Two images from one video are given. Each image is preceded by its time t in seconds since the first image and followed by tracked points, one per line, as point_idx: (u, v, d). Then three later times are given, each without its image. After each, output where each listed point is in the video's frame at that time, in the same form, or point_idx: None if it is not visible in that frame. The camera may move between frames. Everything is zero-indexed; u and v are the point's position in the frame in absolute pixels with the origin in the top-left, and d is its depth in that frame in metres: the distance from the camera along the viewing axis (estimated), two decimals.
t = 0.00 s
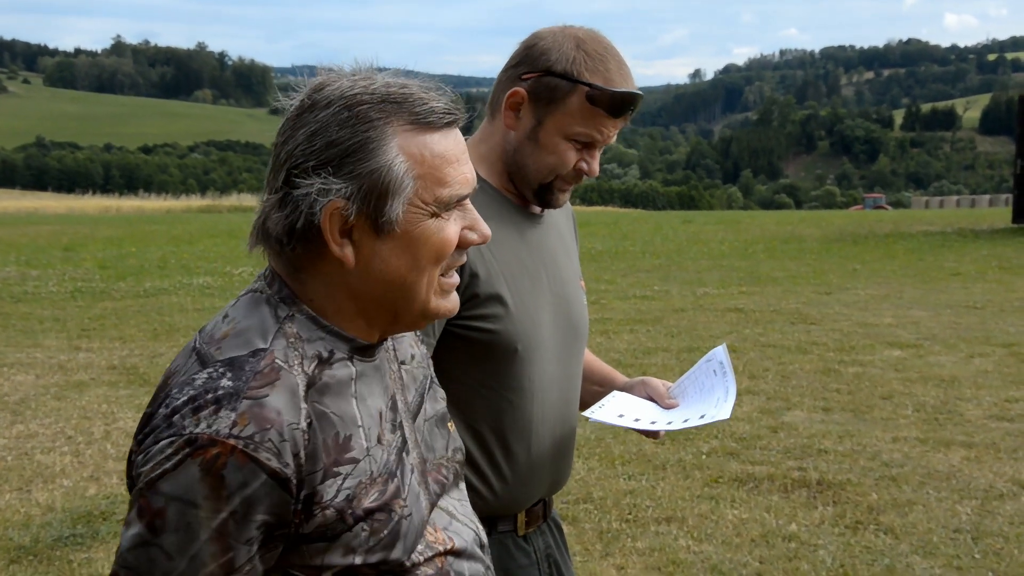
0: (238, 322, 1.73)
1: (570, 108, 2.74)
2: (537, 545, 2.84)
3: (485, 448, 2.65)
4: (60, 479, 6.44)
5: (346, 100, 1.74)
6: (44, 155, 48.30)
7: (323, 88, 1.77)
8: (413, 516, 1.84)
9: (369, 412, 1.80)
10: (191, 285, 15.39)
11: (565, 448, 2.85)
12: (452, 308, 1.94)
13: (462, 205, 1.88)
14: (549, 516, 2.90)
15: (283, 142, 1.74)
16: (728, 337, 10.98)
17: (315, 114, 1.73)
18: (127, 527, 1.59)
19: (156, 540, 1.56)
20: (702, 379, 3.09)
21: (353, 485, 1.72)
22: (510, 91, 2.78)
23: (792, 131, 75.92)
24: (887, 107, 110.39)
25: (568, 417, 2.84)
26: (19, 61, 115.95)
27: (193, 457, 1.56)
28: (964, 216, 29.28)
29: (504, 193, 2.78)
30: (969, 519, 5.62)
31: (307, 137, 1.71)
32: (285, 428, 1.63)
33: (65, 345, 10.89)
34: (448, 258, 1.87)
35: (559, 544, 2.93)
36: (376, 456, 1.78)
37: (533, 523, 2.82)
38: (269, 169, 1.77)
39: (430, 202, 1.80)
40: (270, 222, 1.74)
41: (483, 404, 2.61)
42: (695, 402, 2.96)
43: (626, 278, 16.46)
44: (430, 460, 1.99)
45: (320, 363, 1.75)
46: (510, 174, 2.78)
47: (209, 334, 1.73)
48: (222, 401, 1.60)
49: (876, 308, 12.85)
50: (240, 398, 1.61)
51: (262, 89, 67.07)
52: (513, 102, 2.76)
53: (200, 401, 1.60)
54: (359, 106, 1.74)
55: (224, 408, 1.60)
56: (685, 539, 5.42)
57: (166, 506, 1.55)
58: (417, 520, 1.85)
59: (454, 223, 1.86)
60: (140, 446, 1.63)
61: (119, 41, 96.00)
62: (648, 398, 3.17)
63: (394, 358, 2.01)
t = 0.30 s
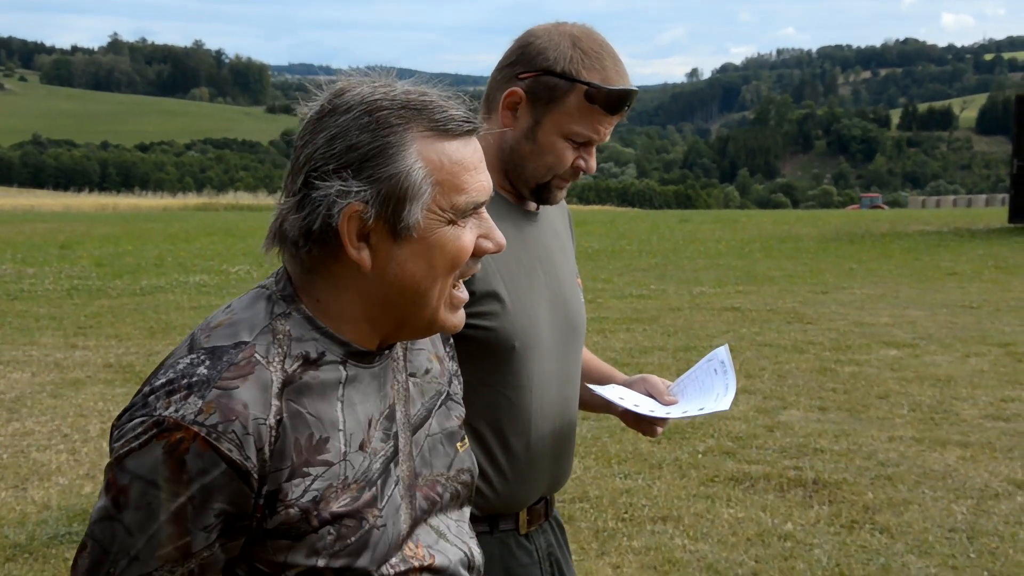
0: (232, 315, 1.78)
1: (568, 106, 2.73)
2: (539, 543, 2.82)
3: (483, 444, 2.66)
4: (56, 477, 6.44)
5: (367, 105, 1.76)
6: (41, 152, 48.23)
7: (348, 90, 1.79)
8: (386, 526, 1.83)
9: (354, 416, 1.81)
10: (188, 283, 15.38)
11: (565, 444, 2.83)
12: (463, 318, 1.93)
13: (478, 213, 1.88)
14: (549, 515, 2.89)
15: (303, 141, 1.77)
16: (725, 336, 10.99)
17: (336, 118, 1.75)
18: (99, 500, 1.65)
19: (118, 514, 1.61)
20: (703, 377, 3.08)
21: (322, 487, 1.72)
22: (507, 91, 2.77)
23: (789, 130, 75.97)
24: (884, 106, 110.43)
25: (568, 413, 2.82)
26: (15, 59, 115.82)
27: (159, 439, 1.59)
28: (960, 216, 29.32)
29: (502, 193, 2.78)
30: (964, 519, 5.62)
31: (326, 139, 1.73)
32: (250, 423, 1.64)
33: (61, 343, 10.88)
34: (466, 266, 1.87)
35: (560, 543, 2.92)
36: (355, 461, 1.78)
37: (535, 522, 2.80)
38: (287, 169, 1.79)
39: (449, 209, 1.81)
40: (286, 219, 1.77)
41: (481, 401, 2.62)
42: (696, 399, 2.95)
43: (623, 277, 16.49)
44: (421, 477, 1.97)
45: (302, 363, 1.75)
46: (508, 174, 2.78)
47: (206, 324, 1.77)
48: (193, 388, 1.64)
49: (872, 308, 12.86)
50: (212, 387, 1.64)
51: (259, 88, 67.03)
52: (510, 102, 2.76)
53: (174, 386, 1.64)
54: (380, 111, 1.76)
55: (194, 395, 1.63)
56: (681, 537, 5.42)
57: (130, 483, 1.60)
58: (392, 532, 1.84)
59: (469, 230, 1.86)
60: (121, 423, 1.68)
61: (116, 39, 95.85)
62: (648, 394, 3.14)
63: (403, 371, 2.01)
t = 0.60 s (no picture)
0: (285, 298, 1.65)
1: (569, 106, 2.72)
2: (541, 542, 2.83)
3: (485, 442, 2.65)
4: (54, 476, 6.43)
5: (412, 99, 1.67)
6: (40, 151, 48.21)
7: (386, 88, 1.68)
8: (436, 493, 1.74)
9: (402, 390, 1.71)
10: (186, 283, 15.38)
11: (567, 442, 2.84)
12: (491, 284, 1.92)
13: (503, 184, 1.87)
14: (553, 514, 2.89)
15: (351, 137, 1.63)
16: (723, 336, 10.99)
17: (389, 113, 1.65)
18: (184, 490, 1.53)
19: (218, 502, 1.49)
20: (701, 378, 3.09)
21: (394, 458, 1.64)
22: (507, 91, 2.76)
23: (788, 131, 76.01)
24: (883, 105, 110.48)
25: (569, 411, 2.83)
26: (14, 58, 115.81)
27: (259, 423, 1.50)
28: (959, 216, 29.34)
29: (502, 193, 2.78)
30: (962, 518, 5.63)
31: (389, 134, 1.63)
32: (342, 398, 1.57)
33: (60, 342, 10.88)
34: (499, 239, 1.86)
35: (563, 542, 2.92)
36: (411, 434, 1.69)
37: (538, 521, 2.81)
38: (333, 166, 1.65)
39: (494, 188, 1.78)
40: (347, 216, 1.64)
41: (483, 399, 2.62)
42: (693, 400, 2.95)
43: (622, 276, 16.50)
44: (441, 447, 1.84)
45: (364, 340, 1.66)
46: (508, 174, 2.78)
47: (253, 310, 1.64)
48: (282, 367, 1.55)
49: (871, 307, 12.87)
50: (300, 366, 1.56)
51: (258, 88, 67.04)
52: (510, 102, 2.75)
53: (260, 369, 1.54)
54: (429, 103, 1.68)
55: (285, 375, 1.54)
56: (679, 537, 5.43)
57: (230, 468, 1.49)
58: (441, 497, 1.76)
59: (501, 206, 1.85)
60: (196, 415, 1.55)
61: (115, 38, 95.80)
62: (645, 394, 3.15)
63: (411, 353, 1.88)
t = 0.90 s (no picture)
0: (367, 308, 1.57)
1: (567, 109, 2.72)
2: (540, 546, 2.83)
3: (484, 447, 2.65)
4: (50, 480, 6.42)
5: (440, 105, 1.63)
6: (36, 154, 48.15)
7: (412, 102, 1.62)
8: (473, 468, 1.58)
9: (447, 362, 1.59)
10: (182, 286, 15.37)
11: (565, 445, 2.84)
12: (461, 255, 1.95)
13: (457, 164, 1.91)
14: (551, 518, 2.89)
15: (411, 152, 1.57)
16: (719, 339, 10.99)
17: (434, 126, 1.60)
18: (368, 506, 1.45)
19: (413, 510, 1.46)
20: (700, 384, 3.08)
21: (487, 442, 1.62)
22: (505, 94, 2.75)
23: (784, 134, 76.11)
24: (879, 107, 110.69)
25: (567, 415, 2.83)
26: (11, 60, 115.82)
27: (433, 428, 1.48)
28: (955, 218, 29.38)
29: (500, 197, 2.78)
30: (958, 522, 5.63)
31: (444, 146, 1.60)
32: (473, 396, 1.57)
33: (55, 345, 10.87)
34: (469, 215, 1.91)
35: (563, 546, 2.92)
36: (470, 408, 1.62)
37: (537, 525, 2.81)
38: (400, 182, 1.57)
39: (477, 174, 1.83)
40: (419, 228, 1.60)
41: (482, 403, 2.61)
42: (692, 406, 2.95)
43: (618, 279, 16.51)
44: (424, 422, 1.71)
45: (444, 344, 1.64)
46: (506, 177, 2.78)
47: (339, 325, 1.54)
48: (431, 374, 1.52)
49: (867, 310, 12.88)
50: (444, 369, 1.54)
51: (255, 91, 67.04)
52: (508, 106, 2.74)
53: (412, 378, 1.50)
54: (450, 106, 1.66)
55: (437, 381, 1.51)
56: (675, 540, 5.42)
57: (417, 477, 1.46)
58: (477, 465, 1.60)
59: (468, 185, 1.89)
60: (355, 437, 1.46)
61: (111, 41, 95.76)
62: (644, 398, 3.15)
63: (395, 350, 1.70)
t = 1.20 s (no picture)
0: (440, 326, 1.71)
1: (565, 117, 2.72)
2: (539, 553, 2.82)
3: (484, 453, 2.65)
4: (48, 488, 6.40)
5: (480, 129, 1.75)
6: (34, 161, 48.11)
7: (465, 129, 1.72)
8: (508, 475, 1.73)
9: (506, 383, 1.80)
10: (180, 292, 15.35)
11: (563, 452, 2.84)
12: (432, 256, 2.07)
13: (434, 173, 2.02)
14: (550, 525, 2.88)
15: (472, 176, 1.69)
16: (717, 344, 11.00)
17: (484, 150, 1.72)
18: (485, 513, 1.62)
19: (522, 515, 1.66)
20: (699, 392, 3.07)
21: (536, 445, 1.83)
22: (504, 102, 2.75)
23: (782, 139, 76.14)
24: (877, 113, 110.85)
25: (565, 422, 2.82)
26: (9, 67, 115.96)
27: (529, 439, 1.68)
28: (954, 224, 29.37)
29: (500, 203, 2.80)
30: (957, 527, 5.63)
31: (494, 171, 1.73)
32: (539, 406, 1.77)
33: (53, 352, 10.84)
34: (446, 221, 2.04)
35: (562, 553, 2.91)
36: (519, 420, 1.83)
37: (535, 532, 2.81)
38: (464, 202, 1.68)
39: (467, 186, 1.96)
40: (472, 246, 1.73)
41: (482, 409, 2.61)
42: (691, 413, 2.94)
43: (616, 285, 16.49)
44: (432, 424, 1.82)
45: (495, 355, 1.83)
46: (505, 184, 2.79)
47: (424, 344, 1.67)
48: (517, 389, 1.69)
49: (865, 315, 12.89)
50: (523, 384, 1.73)
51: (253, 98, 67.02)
52: (507, 112, 2.74)
53: (508, 394, 1.67)
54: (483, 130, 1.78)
55: (522, 394, 1.70)
56: (674, 546, 5.42)
57: (524, 482, 1.65)
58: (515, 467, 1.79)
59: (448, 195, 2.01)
60: (471, 449, 1.61)
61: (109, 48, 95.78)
62: (643, 405, 3.14)
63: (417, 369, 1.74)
